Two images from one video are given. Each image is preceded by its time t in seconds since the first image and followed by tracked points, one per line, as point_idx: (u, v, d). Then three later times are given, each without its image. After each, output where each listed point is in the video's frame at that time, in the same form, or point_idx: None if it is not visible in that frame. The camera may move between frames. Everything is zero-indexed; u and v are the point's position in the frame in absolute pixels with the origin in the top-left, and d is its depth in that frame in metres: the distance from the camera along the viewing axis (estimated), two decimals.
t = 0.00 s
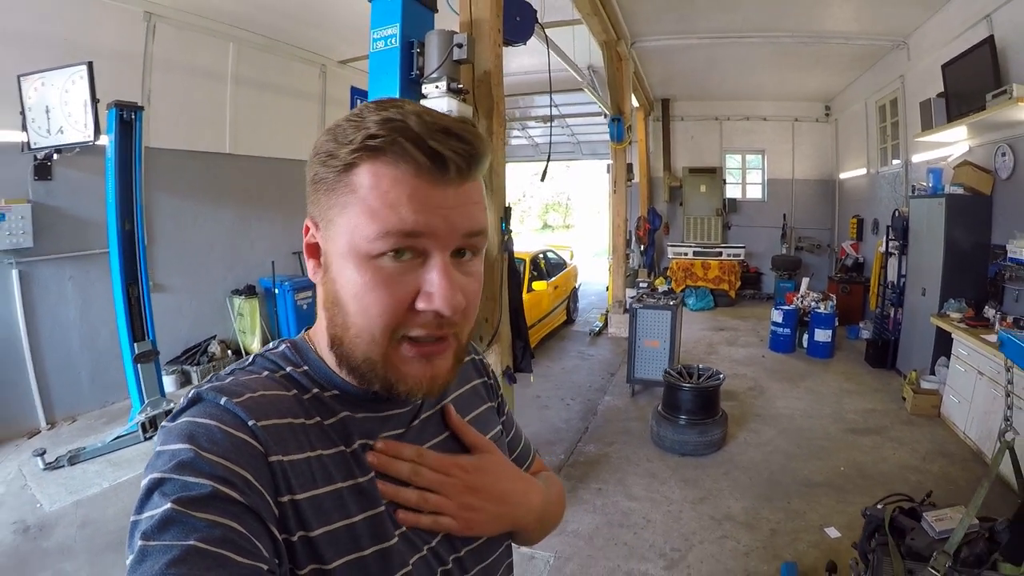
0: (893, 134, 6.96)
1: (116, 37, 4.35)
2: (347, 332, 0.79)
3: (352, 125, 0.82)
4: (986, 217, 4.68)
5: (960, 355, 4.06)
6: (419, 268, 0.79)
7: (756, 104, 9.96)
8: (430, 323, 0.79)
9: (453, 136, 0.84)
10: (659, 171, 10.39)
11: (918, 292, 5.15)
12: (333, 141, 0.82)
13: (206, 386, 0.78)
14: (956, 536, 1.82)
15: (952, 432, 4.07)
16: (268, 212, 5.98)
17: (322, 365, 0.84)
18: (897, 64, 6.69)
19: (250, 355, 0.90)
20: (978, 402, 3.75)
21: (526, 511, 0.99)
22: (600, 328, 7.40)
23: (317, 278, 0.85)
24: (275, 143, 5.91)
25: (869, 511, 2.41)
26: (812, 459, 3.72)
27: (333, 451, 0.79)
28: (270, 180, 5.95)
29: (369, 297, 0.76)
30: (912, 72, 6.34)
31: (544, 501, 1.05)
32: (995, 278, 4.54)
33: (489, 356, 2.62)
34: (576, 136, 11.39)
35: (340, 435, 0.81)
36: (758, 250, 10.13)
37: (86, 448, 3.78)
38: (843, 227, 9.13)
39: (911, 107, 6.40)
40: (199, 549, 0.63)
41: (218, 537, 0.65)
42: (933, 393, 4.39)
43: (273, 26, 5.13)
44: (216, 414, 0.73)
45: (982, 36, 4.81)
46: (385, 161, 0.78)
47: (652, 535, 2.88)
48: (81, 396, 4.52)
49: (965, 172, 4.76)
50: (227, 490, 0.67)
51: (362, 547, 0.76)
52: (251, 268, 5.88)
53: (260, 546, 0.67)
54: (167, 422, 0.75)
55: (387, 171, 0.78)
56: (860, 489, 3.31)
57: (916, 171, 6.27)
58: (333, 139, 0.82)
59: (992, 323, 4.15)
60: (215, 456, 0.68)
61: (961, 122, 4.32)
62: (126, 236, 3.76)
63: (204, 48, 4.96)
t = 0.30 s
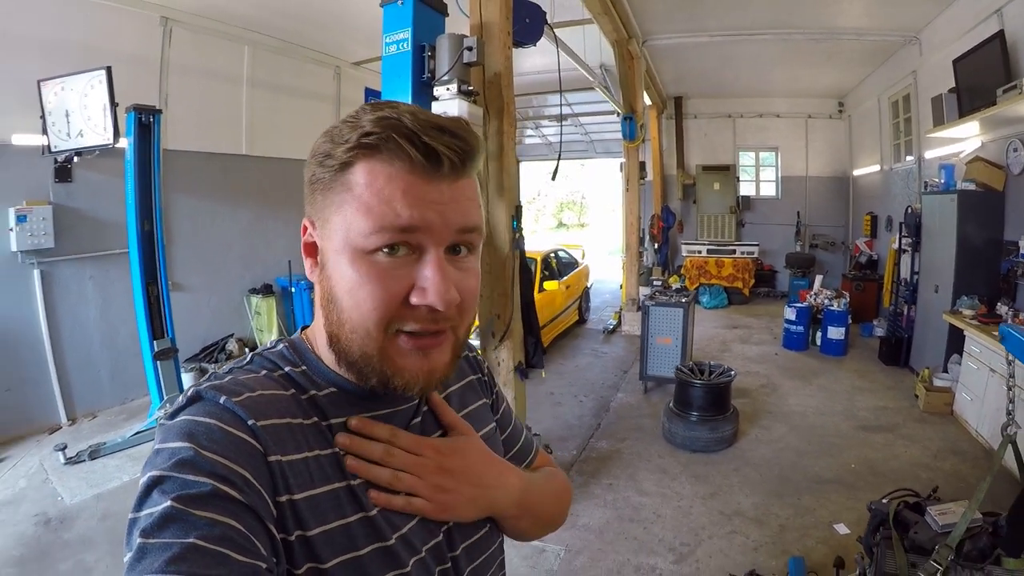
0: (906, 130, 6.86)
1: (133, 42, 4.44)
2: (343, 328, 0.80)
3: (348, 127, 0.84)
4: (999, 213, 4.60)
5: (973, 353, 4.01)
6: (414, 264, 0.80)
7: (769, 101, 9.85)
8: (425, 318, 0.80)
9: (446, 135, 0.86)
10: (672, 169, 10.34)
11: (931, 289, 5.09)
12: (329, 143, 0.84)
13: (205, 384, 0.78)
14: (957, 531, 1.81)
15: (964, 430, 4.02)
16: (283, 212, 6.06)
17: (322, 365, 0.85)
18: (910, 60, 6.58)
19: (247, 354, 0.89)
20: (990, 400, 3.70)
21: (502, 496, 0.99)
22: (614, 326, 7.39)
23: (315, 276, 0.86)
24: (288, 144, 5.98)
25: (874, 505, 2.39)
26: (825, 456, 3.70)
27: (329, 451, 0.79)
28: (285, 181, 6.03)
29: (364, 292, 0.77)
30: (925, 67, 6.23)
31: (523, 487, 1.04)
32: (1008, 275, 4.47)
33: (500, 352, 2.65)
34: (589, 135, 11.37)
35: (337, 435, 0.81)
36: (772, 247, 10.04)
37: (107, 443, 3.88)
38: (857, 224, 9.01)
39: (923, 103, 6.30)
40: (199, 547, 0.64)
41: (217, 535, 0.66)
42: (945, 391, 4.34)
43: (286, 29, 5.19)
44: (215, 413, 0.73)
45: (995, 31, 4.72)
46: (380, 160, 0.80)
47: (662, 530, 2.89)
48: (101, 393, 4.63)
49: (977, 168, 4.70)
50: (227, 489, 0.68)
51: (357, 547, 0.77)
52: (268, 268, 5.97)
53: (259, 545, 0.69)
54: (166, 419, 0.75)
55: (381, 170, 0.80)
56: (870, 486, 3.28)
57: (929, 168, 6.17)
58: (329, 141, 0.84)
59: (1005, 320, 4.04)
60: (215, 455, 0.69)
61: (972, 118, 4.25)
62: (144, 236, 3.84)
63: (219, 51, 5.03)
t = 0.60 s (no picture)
0: (913, 128, 6.81)
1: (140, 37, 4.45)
2: (343, 316, 0.80)
3: (343, 114, 0.84)
4: (1005, 212, 4.57)
5: (975, 351, 3.99)
6: (413, 250, 0.81)
7: (776, 99, 9.80)
8: (424, 304, 0.81)
9: (440, 119, 0.86)
10: (678, 166, 10.31)
11: (935, 287, 5.06)
12: (325, 130, 0.84)
13: (207, 379, 0.78)
14: (954, 529, 1.81)
15: (964, 429, 4.01)
16: (289, 207, 6.08)
17: (322, 357, 0.85)
18: (918, 57, 6.52)
19: (250, 347, 0.90)
20: (993, 399, 3.70)
21: (508, 489, 0.99)
22: (618, 322, 7.39)
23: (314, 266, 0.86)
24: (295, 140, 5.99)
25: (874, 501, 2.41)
26: (827, 452, 3.70)
27: (333, 444, 0.80)
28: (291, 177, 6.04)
29: (363, 280, 0.78)
30: (933, 65, 6.17)
31: (528, 480, 1.05)
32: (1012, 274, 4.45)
33: (505, 346, 2.66)
34: (595, 131, 11.34)
35: (340, 427, 0.82)
36: (777, 244, 10.00)
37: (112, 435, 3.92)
38: (863, 221, 8.96)
39: (930, 101, 6.24)
40: (202, 543, 0.65)
41: (220, 531, 0.67)
42: (948, 390, 4.32)
43: (292, 25, 5.20)
44: (217, 408, 0.74)
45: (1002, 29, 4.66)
46: (376, 146, 0.81)
47: (662, 524, 2.90)
48: (107, 386, 4.68)
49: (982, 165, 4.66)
50: (228, 484, 0.69)
51: (362, 540, 0.78)
52: (274, 262, 6.00)
53: (262, 539, 0.70)
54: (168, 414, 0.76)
55: (377, 156, 0.80)
56: (870, 483, 3.28)
57: (935, 166, 6.13)
58: (325, 129, 0.84)
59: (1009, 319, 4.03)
60: (216, 451, 0.70)
61: (977, 116, 4.22)
62: (153, 230, 3.87)
63: (225, 46, 5.04)
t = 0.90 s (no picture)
0: (901, 127, 6.88)
1: (129, 38, 4.42)
2: (379, 326, 0.76)
3: (383, 119, 0.79)
4: (992, 210, 4.61)
5: (965, 347, 4.04)
6: (458, 263, 0.79)
7: (766, 99, 9.86)
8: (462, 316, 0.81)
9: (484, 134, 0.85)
10: (669, 165, 10.35)
11: (924, 284, 5.11)
12: (363, 132, 0.78)
13: (202, 376, 0.77)
14: (944, 520, 1.82)
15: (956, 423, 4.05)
16: (279, 208, 6.05)
17: (322, 355, 0.84)
18: (905, 57, 6.59)
19: (245, 345, 0.88)
20: (981, 394, 3.73)
21: (514, 490, 1.00)
22: (609, 321, 7.40)
23: (331, 270, 0.80)
24: (285, 140, 5.96)
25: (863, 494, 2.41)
26: (817, 448, 3.71)
27: (331, 441, 0.78)
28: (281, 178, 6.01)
29: (410, 292, 0.75)
30: (920, 65, 6.23)
31: (530, 478, 1.06)
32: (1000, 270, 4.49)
33: (494, 345, 2.65)
34: (585, 131, 11.36)
35: (339, 425, 0.80)
36: (767, 243, 10.06)
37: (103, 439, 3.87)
38: (853, 219, 9.03)
39: (918, 100, 6.31)
40: (197, 542, 0.63)
41: (215, 529, 0.65)
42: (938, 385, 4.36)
43: (283, 26, 5.18)
44: (212, 406, 0.72)
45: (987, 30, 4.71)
46: (427, 157, 0.78)
47: (654, 521, 2.90)
48: (98, 389, 4.62)
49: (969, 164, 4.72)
50: (224, 482, 0.67)
51: (362, 537, 0.77)
52: (264, 263, 5.96)
53: (258, 538, 0.68)
54: (163, 412, 0.74)
55: (429, 167, 0.77)
56: (861, 479, 3.30)
57: (924, 164, 6.19)
58: (362, 129, 0.79)
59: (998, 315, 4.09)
60: (212, 448, 0.68)
61: (966, 115, 4.26)
62: (142, 233, 3.83)
63: (215, 47, 5.01)
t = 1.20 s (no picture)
0: (883, 117, 6.92)
1: (106, 52, 4.37)
2: (362, 330, 0.74)
3: (378, 125, 0.77)
4: (977, 196, 4.64)
5: (954, 335, 4.05)
6: (443, 272, 0.76)
7: (747, 94, 9.94)
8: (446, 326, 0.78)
9: (477, 148, 0.83)
10: (653, 164, 10.38)
11: (912, 274, 5.13)
12: (357, 137, 0.77)
13: (197, 377, 0.74)
14: (940, 513, 1.80)
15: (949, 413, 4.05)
16: (263, 220, 6.00)
17: (315, 356, 0.81)
18: (885, 47, 6.64)
19: (238, 348, 0.85)
20: (974, 381, 3.74)
21: (527, 487, 0.99)
22: (598, 323, 7.38)
23: (320, 271, 0.78)
24: (268, 151, 5.93)
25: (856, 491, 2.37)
26: (808, 443, 3.71)
27: (328, 439, 0.75)
28: (264, 189, 5.97)
29: (393, 298, 0.72)
30: (899, 55, 6.29)
31: (539, 473, 1.06)
32: (988, 256, 4.53)
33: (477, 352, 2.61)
34: (569, 132, 11.38)
35: (335, 423, 0.78)
36: (754, 239, 10.09)
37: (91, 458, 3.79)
38: (838, 211, 9.08)
39: (898, 89, 6.36)
40: (194, 539, 0.60)
41: (212, 526, 0.61)
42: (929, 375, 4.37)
43: (263, 35, 5.15)
44: (207, 405, 0.69)
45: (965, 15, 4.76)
46: (418, 166, 0.75)
47: (646, 525, 2.88)
48: (85, 409, 4.55)
49: (955, 152, 4.75)
50: (221, 479, 0.63)
51: (362, 533, 0.73)
52: (250, 276, 5.91)
53: (256, 537, 0.64)
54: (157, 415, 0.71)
55: (421, 176, 0.75)
56: (855, 472, 3.29)
57: (907, 153, 6.23)
58: (356, 134, 0.77)
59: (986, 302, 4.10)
60: (208, 445, 0.65)
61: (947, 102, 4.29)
62: (124, 249, 3.78)
63: (194, 59, 4.98)
